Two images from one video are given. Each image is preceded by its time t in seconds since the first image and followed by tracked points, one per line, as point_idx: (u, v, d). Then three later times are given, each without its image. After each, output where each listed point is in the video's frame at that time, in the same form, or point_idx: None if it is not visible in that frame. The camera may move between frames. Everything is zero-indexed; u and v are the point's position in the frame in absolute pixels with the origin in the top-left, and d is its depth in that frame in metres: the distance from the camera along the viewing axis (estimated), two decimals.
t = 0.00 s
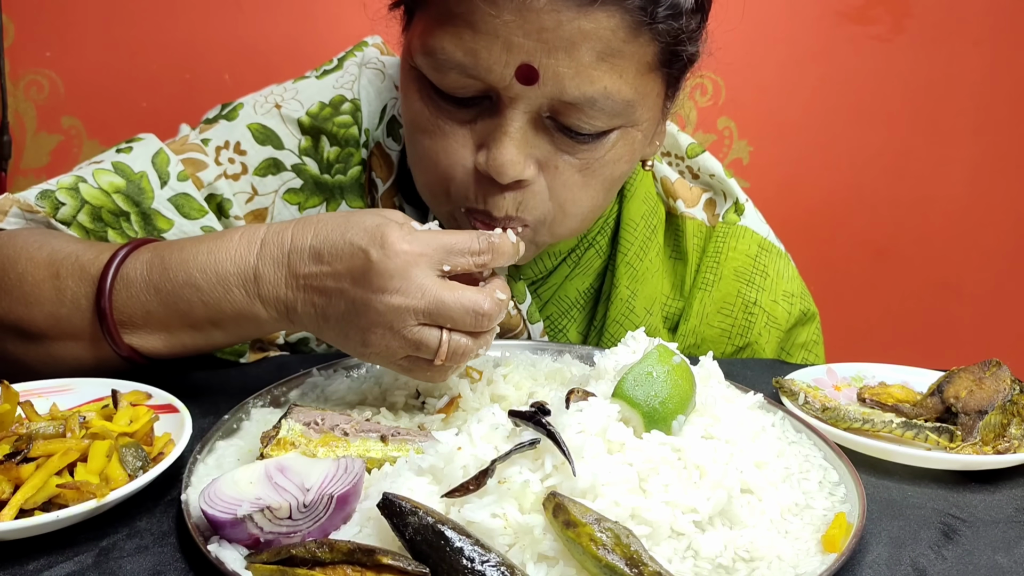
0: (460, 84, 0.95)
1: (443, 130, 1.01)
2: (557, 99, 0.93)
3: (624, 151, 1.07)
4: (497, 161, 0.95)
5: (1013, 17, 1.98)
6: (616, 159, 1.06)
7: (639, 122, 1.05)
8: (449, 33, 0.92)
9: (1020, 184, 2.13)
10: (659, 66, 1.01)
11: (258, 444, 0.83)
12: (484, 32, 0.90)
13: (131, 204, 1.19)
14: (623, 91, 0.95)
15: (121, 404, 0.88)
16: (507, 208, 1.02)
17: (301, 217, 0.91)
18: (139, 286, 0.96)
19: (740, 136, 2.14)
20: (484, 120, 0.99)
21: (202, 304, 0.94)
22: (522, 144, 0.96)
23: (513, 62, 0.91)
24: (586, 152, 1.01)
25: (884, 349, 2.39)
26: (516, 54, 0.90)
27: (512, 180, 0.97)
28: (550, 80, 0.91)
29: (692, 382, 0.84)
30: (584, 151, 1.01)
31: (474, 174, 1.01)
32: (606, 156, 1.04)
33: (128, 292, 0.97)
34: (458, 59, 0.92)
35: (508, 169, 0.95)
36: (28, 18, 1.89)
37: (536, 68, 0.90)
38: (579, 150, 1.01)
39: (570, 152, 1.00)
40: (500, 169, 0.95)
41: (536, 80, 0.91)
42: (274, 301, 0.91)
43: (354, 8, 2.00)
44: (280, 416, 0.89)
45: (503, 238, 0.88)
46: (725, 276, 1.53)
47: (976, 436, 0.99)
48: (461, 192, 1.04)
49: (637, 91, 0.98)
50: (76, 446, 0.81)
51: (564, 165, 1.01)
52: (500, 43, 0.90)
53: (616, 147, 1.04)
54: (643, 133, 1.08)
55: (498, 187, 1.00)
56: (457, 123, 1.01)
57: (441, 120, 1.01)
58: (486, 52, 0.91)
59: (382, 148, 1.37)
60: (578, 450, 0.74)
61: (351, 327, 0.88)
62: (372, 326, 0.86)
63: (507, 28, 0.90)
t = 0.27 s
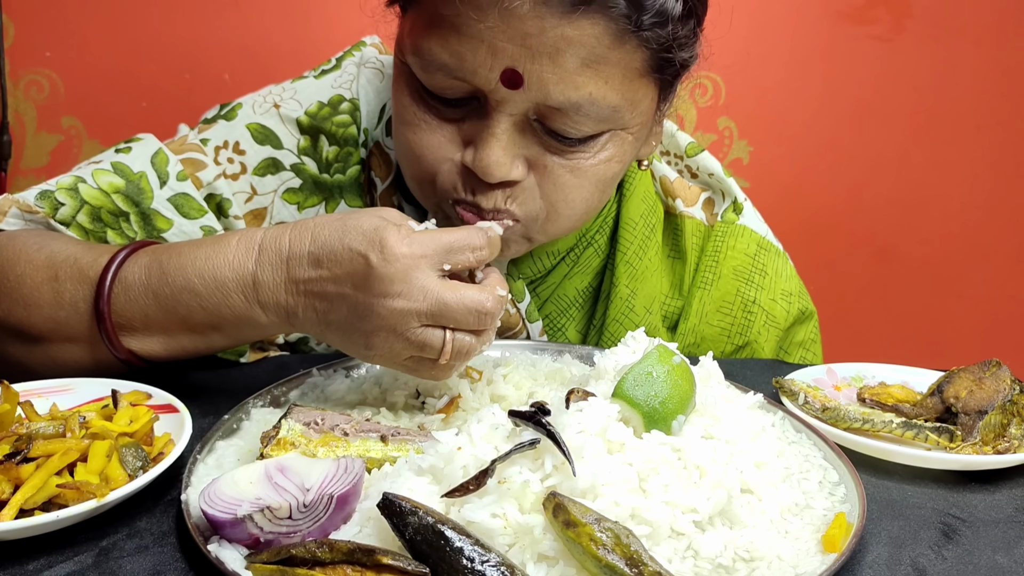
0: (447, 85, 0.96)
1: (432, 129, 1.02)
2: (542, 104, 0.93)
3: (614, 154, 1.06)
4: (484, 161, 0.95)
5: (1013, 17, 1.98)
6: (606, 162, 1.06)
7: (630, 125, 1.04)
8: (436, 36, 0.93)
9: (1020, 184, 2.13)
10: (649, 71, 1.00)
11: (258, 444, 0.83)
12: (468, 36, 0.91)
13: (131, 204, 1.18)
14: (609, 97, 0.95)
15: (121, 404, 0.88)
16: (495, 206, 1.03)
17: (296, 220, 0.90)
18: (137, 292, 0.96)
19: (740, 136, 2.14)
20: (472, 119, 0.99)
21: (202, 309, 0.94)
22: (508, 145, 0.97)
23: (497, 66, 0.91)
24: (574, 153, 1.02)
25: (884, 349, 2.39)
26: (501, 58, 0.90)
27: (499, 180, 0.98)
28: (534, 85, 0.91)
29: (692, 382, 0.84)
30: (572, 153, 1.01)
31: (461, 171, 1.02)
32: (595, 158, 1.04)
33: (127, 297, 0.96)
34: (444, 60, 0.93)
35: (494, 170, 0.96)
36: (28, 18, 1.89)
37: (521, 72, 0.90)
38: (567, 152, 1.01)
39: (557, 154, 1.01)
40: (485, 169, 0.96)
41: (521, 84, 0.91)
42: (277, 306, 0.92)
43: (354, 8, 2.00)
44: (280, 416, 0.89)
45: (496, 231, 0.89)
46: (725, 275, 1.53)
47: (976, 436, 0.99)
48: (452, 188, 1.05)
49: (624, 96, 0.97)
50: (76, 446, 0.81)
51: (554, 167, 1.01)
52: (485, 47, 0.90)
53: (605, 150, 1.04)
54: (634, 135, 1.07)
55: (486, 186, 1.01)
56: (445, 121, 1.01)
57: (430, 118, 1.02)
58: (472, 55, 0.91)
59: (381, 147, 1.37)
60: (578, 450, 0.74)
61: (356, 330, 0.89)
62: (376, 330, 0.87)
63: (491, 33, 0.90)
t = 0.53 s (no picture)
0: (472, 71, 0.95)
1: (456, 119, 1.02)
2: (570, 83, 0.93)
3: (633, 133, 1.08)
4: (513, 145, 0.95)
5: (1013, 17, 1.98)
6: (625, 141, 1.07)
7: (648, 103, 1.05)
8: (460, 20, 0.92)
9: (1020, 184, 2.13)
10: (666, 46, 1.01)
11: (259, 445, 0.83)
12: (494, 18, 0.90)
13: (133, 198, 1.18)
14: (633, 73, 0.96)
15: (121, 404, 0.88)
16: (522, 191, 1.03)
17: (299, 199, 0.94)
18: (137, 250, 0.98)
19: (740, 136, 2.13)
20: (496, 105, 0.99)
21: (194, 255, 0.95)
22: (536, 128, 0.97)
23: (525, 47, 0.90)
24: (597, 133, 1.03)
25: (883, 349, 2.40)
26: (528, 39, 0.90)
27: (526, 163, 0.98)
28: (563, 65, 0.91)
29: (693, 382, 0.84)
30: (594, 133, 1.02)
31: (487, 159, 1.02)
32: (616, 137, 1.05)
33: (126, 255, 0.97)
34: (470, 46, 0.92)
35: (523, 154, 0.96)
36: (28, 18, 1.89)
37: (549, 53, 0.90)
38: (589, 133, 1.02)
39: (580, 134, 1.02)
40: (515, 155, 0.96)
41: (549, 65, 0.91)
42: (262, 240, 0.92)
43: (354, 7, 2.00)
44: (281, 416, 0.90)
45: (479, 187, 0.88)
46: (722, 270, 1.54)
47: (976, 436, 0.99)
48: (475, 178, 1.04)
49: (646, 71, 0.98)
50: (76, 446, 0.81)
51: (577, 148, 1.02)
52: (512, 30, 0.90)
53: (625, 128, 1.05)
54: (651, 112, 1.08)
55: (513, 171, 1.01)
56: (469, 111, 1.01)
57: (454, 109, 1.02)
58: (499, 39, 0.91)
59: (383, 142, 1.36)
60: (578, 450, 0.74)
61: (314, 228, 0.85)
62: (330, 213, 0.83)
63: (518, 14, 0.89)
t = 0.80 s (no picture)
0: (484, 55, 0.99)
1: (468, 102, 1.04)
2: (580, 63, 0.98)
3: (640, 112, 1.10)
4: (525, 126, 0.99)
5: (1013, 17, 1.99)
6: (634, 120, 1.10)
7: (654, 83, 1.09)
8: (472, 5, 0.96)
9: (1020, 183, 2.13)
10: (669, 28, 1.05)
11: (258, 444, 0.83)
12: (507, 3, 0.95)
13: (138, 192, 1.19)
14: (640, 54, 1.01)
15: (121, 404, 0.88)
16: (534, 172, 1.06)
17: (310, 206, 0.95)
18: (142, 236, 0.97)
19: (740, 136, 2.13)
20: (508, 88, 1.02)
21: (197, 240, 0.94)
22: (546, 109, 1.01)
23: (537, 30, 0.95)
24: (606, 113, 1.06)
25: (884, 349, 2.39)
26: (541, 22, 0.95)
27: (538, 144, 1.01)
28: (573, 45, 0.96)
29: (692, 382, 0.84)
30: (603, 113, 1.06)
31: (499, 141, 1.05)
32: (625, 117, 1.08)
33: (130, 242, 0.97)
34: (483, 31, 0.96)
35: (536, 135, 1.00)
36: (28, 18, 1.89)
37: (560, 34, 0.95)
38: (598, 113, 1.05)
39: (589, 115, 1.05)
40: (527, 135, 1.00)
41: (560, 46, 0.96)
42: (269, 231, 0.92)
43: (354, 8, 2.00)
44: (281, 416, 0.90)
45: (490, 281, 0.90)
46: (717, 259, 1.52)
47: (976, 436, 0.99)
48: (489, 161, 1.07)
49: (652, 52, 1.03)
50: (76, 446, 0.81)
51: (586, 128, 1.05)
52: (525, 13, 0.95)
53: (633, 108, 1.08)
54: (657, 93, 1.12)
55: (525, 152, 1.04)
56: (481, 94, 1.04)
57: (465, 92, 1.04)
58: (511, 22, 0.95)
59: (384, 137, 1.38)
60: (578, 450, 0.74)
61: (330, 243, 0.86)
62: (353, 237, 0.85)
63: None
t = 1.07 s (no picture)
0: (516, 43, 1.01)
1: (497, 88, 1.06)
2: (610, 45, 1.02)
3: (658, 90, 1.16)
4: (558, 109, 1.03)
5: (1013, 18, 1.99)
6: (653, 98, 1.15)
7: (670, 63, 1.15)
8: None
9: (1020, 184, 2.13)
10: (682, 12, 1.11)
11: (259, 444, 0.83)
12: None
13: (157, 191, 1.17)
14: (664, 36, 1.05)
15: (121, 404, 0.88)
16: (564, 151, 1.10)
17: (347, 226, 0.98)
18: (184, 256, 0.98)
19: (740, 136, 2.13)
20: (537, 72, 1.05)
21: (246, 264, 0.96)
22: (577, 91, 1.04)
23: (571, 15, 0.97)
24: (630, 93, 1.11)
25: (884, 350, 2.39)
26: (574, 8, 0.97)
27: (569, 126, 1.05)
28: (606, 30, 0.99)
29: (692, 382, 0.84)
30: (627, 93, 1.11)
31: (529, 124, 1.08)
32: (647, 96, 1.13)
33: (173, 262, 0.97)
34: (518, 18, 0.98)
35: (568, 116, 1.03)
36: (29, 18, 1.89)
37: (594, 20, 0.98)
38: (623, 93, 1.10)
39: (615, 95, 1.10)
40: (560, 116, 1.03)
41: (593, 31, 0.99)
42: (326, 257, 0.95)
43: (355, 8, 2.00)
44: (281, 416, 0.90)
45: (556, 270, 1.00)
46: (704, 243, 1.54)
47: (976, 436, 0.99)
48: (516, 142, 1.10)
49: (673, 32, 1.08)
50: (76, 446, 0.81)
51: (612, 108, 1.10)
52: None
53: (652, 88, 1.14)
54: (670, 70, 1.17)
55: (555, 132, 1.08)
56: (509, 78, 1.06)
57: (493, 77, 1.06)
58: (546, 9, 0.97)
59: (384, 128, 1.40)
60: (578, 450, 0.74)
61: (405, 262, 0.92)
62: (428, 256, 0.91)
63: None
